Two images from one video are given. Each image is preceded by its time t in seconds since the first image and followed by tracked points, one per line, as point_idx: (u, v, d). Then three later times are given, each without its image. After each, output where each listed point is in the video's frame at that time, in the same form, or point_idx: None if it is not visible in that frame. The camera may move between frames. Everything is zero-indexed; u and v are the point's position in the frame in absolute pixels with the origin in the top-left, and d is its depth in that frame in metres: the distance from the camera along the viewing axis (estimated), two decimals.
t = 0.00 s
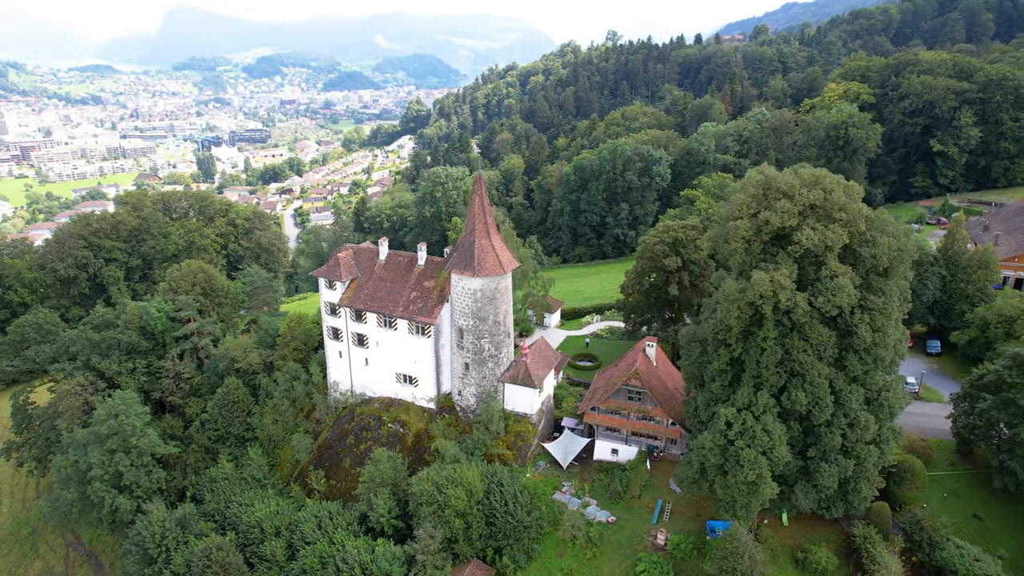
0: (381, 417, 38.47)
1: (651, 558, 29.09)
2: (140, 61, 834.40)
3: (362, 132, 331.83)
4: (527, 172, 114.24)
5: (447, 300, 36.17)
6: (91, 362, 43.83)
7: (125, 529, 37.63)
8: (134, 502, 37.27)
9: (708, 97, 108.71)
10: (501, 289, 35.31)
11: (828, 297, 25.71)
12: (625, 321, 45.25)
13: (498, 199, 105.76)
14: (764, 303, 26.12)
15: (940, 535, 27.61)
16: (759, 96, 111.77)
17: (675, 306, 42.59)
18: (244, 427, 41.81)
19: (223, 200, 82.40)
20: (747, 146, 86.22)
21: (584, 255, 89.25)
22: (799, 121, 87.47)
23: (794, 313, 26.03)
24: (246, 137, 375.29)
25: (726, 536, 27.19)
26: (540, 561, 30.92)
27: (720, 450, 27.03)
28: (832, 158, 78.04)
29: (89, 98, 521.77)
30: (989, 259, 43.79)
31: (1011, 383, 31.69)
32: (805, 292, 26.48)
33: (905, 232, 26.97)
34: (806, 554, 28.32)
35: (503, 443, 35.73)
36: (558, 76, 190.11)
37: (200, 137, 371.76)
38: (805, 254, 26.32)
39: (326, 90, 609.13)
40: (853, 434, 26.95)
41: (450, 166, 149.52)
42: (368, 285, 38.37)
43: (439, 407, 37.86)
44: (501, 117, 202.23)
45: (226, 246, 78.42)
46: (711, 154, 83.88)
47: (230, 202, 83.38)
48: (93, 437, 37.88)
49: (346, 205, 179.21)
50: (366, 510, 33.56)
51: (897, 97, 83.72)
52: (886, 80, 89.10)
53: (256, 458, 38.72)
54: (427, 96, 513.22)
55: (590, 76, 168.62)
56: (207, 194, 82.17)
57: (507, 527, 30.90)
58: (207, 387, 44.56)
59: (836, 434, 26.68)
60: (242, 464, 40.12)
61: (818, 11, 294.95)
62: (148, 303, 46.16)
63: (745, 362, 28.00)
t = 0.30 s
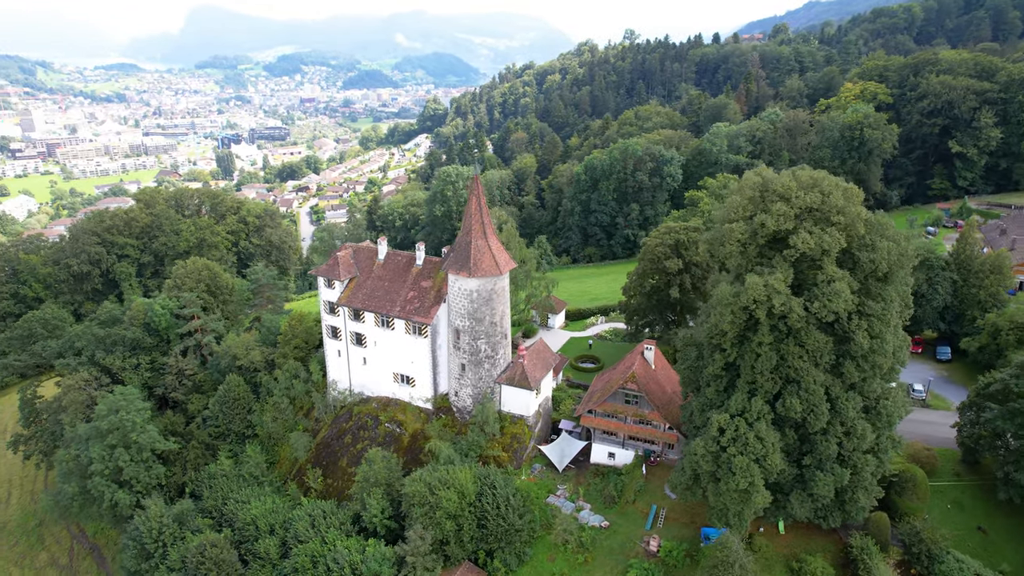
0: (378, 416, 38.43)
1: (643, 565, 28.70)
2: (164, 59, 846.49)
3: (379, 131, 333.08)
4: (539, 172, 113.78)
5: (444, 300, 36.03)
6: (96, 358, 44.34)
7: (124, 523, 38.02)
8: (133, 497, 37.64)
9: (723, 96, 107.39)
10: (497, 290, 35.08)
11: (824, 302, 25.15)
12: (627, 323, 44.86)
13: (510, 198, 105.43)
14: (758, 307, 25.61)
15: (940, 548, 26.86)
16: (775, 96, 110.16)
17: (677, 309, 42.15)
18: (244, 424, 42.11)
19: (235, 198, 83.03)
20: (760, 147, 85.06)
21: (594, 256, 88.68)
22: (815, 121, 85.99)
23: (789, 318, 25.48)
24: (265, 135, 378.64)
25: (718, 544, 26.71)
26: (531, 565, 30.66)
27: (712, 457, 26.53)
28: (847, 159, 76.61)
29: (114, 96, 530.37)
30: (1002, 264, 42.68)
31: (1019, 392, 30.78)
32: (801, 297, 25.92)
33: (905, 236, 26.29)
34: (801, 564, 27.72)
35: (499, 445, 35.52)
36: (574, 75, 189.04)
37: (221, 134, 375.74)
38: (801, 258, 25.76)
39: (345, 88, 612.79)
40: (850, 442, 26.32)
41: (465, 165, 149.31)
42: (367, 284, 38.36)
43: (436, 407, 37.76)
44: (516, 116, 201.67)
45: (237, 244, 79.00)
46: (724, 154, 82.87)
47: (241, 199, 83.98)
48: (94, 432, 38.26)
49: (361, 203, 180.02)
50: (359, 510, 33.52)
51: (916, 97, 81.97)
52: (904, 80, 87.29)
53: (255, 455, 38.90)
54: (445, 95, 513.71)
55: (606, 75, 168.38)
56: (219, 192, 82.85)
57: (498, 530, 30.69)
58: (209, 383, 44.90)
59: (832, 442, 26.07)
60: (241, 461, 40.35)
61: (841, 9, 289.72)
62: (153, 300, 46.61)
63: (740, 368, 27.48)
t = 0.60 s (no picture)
0: (376, 416, 38.44)
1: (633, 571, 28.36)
2: (188, 57, 857.35)
3: (397, 129, 334.12)
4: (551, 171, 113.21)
5: (441, 301, 35.90)
6: (101, 353, 44.85)
7: (125, 518, 38.43)
8: (134, 492, 38.03)
9: (738, 95, 105.97)
10: (494, 291, 34.87)
11: (819, 308, 24.58)
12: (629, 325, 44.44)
13: (521, 197, 105.09)
14: (752, 312, 25.11)
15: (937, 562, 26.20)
16: (792, 95, 108.48)
17: (678, 312, 41.66)
18: (245, 421, 42.41)
19: (247, 196, 83.59)
20: (774, 147, 83.82)
21: (604, 256, 88.16)
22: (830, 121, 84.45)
23: (783, 324, 24.95)
24: (284, 132, 381.73)
25: (709, 552, 26.26)
26: (523, 569, 30.44)
27: (703, 464, 26.09)
28: (862, 160, 75.15)
29: (138, 93, 538.03)
30: (1016, 270, 41.54)
31: None
32: (796, 302, 25.39)
33: (906, 240, 25.61)
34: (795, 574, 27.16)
35: (495, 447, 35.35)
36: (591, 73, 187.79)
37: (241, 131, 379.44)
38: (797, 263, 25.22)
39: (365, 86, 615.76)
40: (846, 451, 25.71)
41: (479, 164, 149.07)
42: (365, 283, 38.35)
43: (433, 408, 37.68)
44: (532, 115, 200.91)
45: (247, 241, 79.53)
46: (736, 155, 81.76)
47: (253, 197, 84.55)
48: (96, 427, 38.64)
49: (376, 200, 180.50)
50: (353, 510, 33.52)
51: (935, 97, 80.14)
52: (924, 79, 85.36)
53: (253, 452, 39.12)
54: (464, 93, 513.67)
55: (623, 74, 167.12)
56: (230, 189, 83.45)
57: (489, 533, 30.53)
58: (211, 380, 45.22)
59: (827, 450, 25.47)
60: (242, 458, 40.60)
61: (866, 5, 284.06)
62: (158, 297, 47.05)
63: (734, 373, 27.00)
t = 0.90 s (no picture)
0: (374, 415, 38.44)
1: None
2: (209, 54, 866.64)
3: (412, 126, 334.95)
4: (563, 169, 112.76)
5: (438, 301, 35.79)
6: (106, 349, 45.38)
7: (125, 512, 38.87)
8: (134, 487, 38.46)
9: (752, 94, 104.69)
10: (491, 292, 34.70)
11: (815, 314, 24.08)
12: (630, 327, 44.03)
13: (532, 196, 104.82)
14: (745, 318, 24.69)
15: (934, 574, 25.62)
16: (808, 94, 106.90)
17: (679, 314, 41.16)
18: (246, 418, 42.68)
19: (257, 193, 84.17)
20: (786, 147, 82.74)
21: (614, 256, 87.66)
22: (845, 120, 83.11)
23: (777, 330, 24.50)
24: (302, 130, 384.43)
25: (700, 560, 25.87)
26: (515, 572, 30.28)
27: (695, 470, 25.69)
28: (876, 161, 73.88)
29: (159, 90, 544.87)
30: None
31: None
32: (791, 308, 24.93)
33: (906, 245, 25.00)
34: None
35: (491, 448, 35.22)
36: (606, 71, 186.59)
37: (259, 128, 382.64)
38: (792, 268, 24.74)
39: (382, 83, 617.98)
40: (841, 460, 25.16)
41: (492, 162, 148.78)
42: (364, 283, 38.36)
43: (431, 408, 37.60)
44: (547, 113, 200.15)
45: (257, 238, 80.09)
46: (748, 155, 80.78)
47: (264, 194, 85.14)
48: (97, 423, 39.07)
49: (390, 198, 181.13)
50: (347, 509, 33.55)
51: (953, 97, 78.49)
52: (942, 78, 83.61)
53: (252, 450, 39.34)
54: (480, 90, 513.21)
55: (638, 72, 165.89)
56: (242, 186, 84.08)
57: (481, 535, 30.39)
58: (214, 377, 45.55)
59: (822, 459, 24.95)
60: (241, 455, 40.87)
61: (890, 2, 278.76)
62: (163, 294, 47.52)
63: (728, 379, 26.57)
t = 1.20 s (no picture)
0: (371, 414, 38.47)
1: None
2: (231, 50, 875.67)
3: (430, 122, 335.24)
4: (576, 167, 112.05)
5: (435, 302, 35.72)
6: (112, 344, 45.95)
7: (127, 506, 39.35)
8: (135, 482, 38.90)
9: (768, 92, 103.18)
10: (487, 293, 34.58)
11: (807, 321, 23.62)
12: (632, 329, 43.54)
13: (544, 194, 104.34)
14: (737, 324, 24.30)
15: None
16: (825, 92, 105.05)
17: (681, 317, 40.60)
18: (247, 415, 42.98)
19: (269, 189, 84.73)
20: (800, 146, 81.46)
21: (624, 255, 86.95)
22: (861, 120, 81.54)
23: (769, 337, 24.06)
24: (321, 125, 386.76)
25: (689, 569, 25.48)
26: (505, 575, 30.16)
27: (685, 478, 25.34)
28: (892, 161, 72.36)
29: (182, 86, 551.46)
30: None
31: None
32: (784, 315, 24.49)
33: (903, 252, 24.43)
34: None
35: (486, 450, 35.10)
36: (623, 68, 185.01)
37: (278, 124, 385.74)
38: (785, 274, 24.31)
39: (401, 79, 619.47)
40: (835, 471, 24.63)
41: (506, 159, 148.36)
42: (363, 282, 38.41)
43: (427, 408, 37.56)
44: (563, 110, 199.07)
45: (268, 234, 80.64)
46: (761, 154, 79.61)
47: (275, 191, 85.71)
48: (100, 418, 39.55)
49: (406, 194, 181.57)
50: (341, 509, 33.61)
51: (974, 96, 76.54)
52: (963, 77, 81.54)
53: (251, 447, 39.58)
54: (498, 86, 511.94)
55: (655, 69, 164.25)
56: (254, 183, 84.71)
57: (471, 538, 30.28)
58: (217, 373, 45.93)
59: (814, 469, 24.45)
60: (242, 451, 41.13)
61: None
62: (168, 290, 48.09)
63: (720, 386, 26.16)
